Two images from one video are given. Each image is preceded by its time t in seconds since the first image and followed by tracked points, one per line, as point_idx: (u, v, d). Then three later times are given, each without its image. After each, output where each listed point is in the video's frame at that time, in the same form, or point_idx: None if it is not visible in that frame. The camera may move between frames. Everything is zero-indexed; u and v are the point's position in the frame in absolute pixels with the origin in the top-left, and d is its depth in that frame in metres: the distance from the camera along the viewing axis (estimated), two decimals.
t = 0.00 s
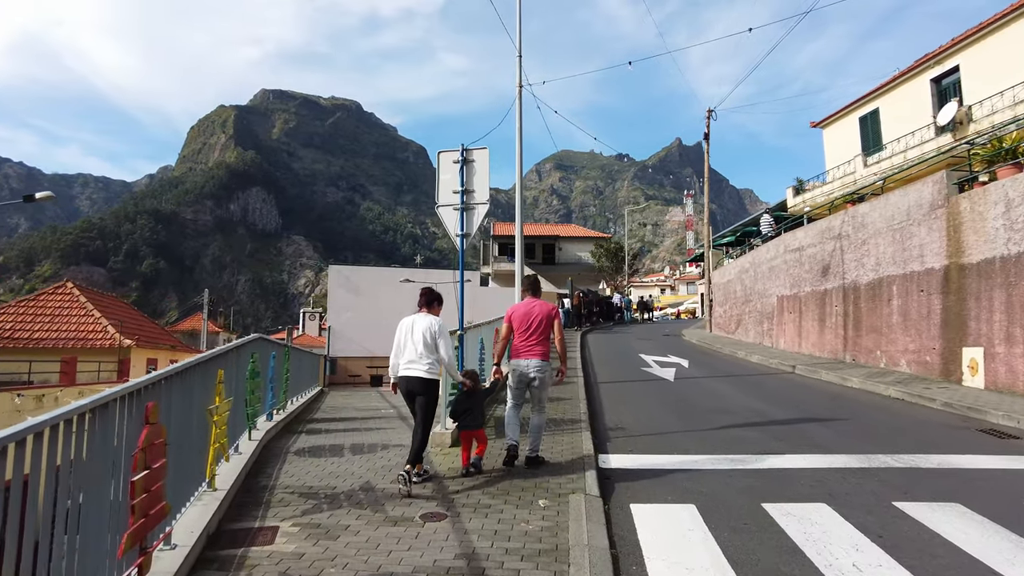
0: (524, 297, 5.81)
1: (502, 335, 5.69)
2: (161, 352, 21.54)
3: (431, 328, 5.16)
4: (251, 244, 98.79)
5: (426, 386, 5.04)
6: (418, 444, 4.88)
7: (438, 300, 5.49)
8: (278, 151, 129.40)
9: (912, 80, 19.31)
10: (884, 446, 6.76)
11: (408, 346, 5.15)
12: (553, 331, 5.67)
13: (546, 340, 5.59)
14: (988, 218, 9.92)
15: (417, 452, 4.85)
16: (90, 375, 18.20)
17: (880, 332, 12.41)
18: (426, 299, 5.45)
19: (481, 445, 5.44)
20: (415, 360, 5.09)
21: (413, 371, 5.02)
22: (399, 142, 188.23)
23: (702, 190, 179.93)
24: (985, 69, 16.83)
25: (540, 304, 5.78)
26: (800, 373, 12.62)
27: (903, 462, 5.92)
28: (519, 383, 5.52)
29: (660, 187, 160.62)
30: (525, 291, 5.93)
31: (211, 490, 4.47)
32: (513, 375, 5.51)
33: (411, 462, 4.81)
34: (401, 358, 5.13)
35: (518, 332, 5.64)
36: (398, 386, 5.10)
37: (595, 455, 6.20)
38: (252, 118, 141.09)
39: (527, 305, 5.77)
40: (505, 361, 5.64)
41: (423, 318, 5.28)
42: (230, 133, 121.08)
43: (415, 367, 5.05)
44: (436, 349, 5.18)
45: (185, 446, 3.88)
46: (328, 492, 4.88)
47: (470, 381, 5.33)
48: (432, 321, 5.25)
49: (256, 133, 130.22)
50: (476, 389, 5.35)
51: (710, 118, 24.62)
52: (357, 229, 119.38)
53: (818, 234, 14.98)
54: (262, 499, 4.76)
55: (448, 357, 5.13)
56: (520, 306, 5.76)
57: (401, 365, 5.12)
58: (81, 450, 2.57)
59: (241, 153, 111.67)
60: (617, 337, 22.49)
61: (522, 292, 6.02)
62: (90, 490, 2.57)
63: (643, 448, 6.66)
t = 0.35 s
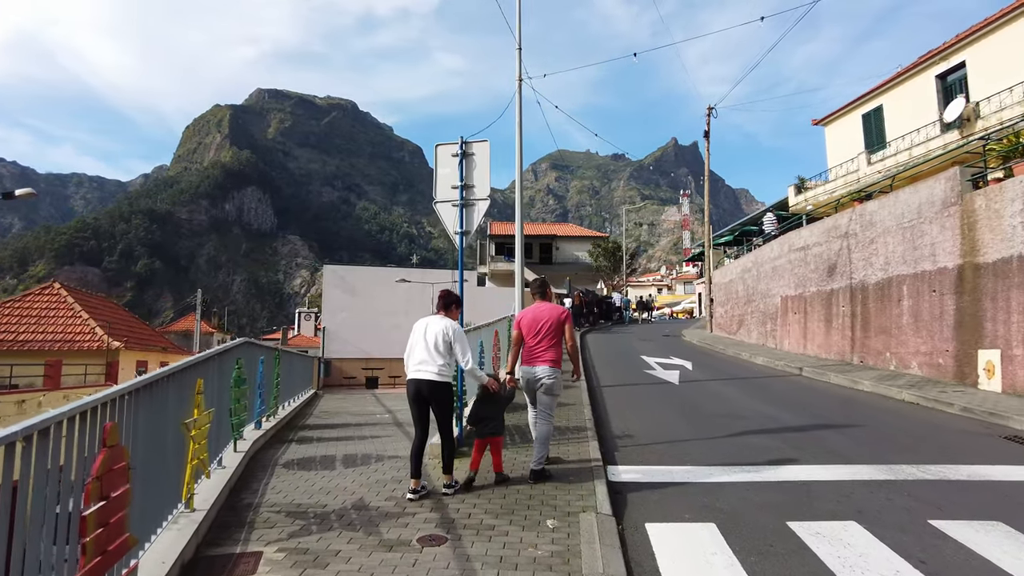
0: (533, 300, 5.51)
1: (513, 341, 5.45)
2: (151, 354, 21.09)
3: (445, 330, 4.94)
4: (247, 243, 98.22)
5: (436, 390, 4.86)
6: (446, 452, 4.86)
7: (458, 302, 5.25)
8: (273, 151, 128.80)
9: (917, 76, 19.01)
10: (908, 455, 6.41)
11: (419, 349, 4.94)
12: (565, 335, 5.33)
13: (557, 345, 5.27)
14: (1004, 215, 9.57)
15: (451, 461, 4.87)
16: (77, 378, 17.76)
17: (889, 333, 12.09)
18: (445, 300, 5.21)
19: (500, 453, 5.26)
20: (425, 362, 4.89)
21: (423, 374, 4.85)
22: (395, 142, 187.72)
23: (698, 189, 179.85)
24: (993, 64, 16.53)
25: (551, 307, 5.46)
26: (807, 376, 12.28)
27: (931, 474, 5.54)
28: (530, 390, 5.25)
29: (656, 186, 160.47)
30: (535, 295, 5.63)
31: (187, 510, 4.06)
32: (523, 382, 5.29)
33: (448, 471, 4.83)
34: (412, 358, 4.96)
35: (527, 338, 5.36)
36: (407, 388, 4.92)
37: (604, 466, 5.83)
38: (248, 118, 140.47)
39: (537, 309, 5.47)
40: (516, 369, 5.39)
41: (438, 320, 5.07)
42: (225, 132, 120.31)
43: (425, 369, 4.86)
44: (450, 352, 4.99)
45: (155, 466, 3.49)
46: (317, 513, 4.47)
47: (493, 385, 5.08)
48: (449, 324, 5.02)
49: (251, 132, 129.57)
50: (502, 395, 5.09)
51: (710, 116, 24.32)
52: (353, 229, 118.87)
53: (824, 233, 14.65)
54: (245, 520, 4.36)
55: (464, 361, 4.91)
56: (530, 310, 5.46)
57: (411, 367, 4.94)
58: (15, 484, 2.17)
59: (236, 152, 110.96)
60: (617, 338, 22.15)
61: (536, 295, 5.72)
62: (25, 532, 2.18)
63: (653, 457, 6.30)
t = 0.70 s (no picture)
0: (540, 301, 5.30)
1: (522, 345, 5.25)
2: (140, 356, 20.65)
3: (464, 336, 4.73)
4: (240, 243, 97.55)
5: (445, 395, 4.61)
6: (446, 464, 4.51)
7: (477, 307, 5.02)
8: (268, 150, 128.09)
9: (920, 72, 18.74)
10: (931, 463, 6.07)
11: (431, 351, 4.71)
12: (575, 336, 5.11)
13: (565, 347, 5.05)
14: (1019, 212, 9.27)
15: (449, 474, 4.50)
16: (61, 380, 17.29)
17: (897, 334, 11.78)
18: (463, 303, 5.00)
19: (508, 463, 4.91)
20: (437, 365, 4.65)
21: (433, 376, 4.61)
22: (390, 141, 187.09)
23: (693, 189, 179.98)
24: (998, 60, 16.26)
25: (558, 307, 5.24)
26: (813, 378, 11.96)
27: (961, 485, 5.19)
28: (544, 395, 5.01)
29: (650, 186, 160.44)
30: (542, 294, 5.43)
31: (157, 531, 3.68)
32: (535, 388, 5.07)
33: (446, 486, 4.47)
34: (422, 360, 4.73)
35: (536, 341, 5.16)
36: (415, 391, 4.69)
37: (613, 477, 5.50)
38: (242, 117, 139.67)
39: (545, 310, 5.26)
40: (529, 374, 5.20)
41: (456, 324, 4.85)
42: (219, 131, 119.49)
43: (436, 373, 4.62)
44: (465, 358, 4.77)
45: (114, 485, 3.10)
46: (304, 532, 4.09)
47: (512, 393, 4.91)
48: (467, 329, 4.81)
49: (245, 132, 128.84)
50: (516, 401, 4.92)
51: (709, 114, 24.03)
52: (348, 229, 118.25)
53: (828, 232, 14.34)
54: (224, 541, 3.96)
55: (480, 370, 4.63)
56: (537, 312, 5.26)
57: (421, 369, 4.71)
58: None
59: (230, 152, 110.21)
60: (615, 338, 21.83)
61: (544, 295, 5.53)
62: None
63: (663, 467, 5.98)
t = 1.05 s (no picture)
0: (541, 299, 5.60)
1: (524, 342, 5.49)
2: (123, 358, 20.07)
3: (463, 338, 4.50)
4: (231, 243, 96.71)
5: (448, 403, 4.36)
6: (441, 473, 4.22)
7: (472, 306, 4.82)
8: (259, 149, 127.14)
9: (918, 70, 18.55)
10: (949, 472, 5.77)
11: (432, 355, 4.47)
12: (575, 331, 5.47)
13: (569, 341, 5.38)
14: None
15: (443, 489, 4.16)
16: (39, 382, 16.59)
17: (900, 335, 11.50)
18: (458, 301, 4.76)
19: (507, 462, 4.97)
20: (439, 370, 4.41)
21: (435, 383, 4.37)
22: (382, 141, 186.34)
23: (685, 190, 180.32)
24: (998, 59, 16.06)
25: (559, 302, 5.61)
26: (815, 381, 11.67)
27: (985, 498, 4.88)
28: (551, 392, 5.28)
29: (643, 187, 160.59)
30: (542, 292, 5.75)
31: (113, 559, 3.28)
32: (541, 383, 5.31)
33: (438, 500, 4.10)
34: (422, 366, 4.47)
35: (540, 338, 5.43)
36: (415, 398, 4.45)
37: (616, 490, 5.17)
38: (233, 116, 138.60)
39: (545, 307, 5.61)
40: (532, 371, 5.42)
41: (456, 326, 4.61)
42: (210, 130, 118.39)
43: (439, 379, 4.39)
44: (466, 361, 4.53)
45: (46, 508, 2.71)
46: (280, 557, 3.68)
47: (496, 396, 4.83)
48: (467, 330, 4.59)
49: (237, 131, 127.84)
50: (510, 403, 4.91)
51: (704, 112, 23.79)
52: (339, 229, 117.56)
53: (828, 231, 14.07)
54: (191, 567, 3.56)
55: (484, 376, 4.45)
56: (538, 308, 5.59)
57: (420, 374, 4.47)
58: None
59: (221, 151, 109.22)
60: (610, 340, 21.50)
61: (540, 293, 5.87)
62: None
63: (668, 478, 5.68)
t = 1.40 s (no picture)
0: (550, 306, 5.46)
1: (528, 349, 5.30)
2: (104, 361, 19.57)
3: (457, 339, 4.42)
4: (221, 243, 95.82)
5: (447, 407, 4.23)
6: (439, 473, 4.12)
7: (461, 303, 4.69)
8: (249, 149, 126.17)
9: (914, 69, 18.35)
10: (964, 482, 5.47)
11: (427, 359, 4.33)
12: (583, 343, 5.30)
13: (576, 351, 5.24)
14: None
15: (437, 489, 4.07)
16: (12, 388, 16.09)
17: (900, 337, 11.24)
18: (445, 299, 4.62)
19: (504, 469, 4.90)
20: (435, 374, 4.28)
21: (433, 389, 4.24)
22: (373, 141, 185.55)
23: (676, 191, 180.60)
24: (995, 57, 15.87)
25: (565, 312, 5.49)
26: (814, 384, 11.40)
27: (1008, 514, 4.57)
28: (554, 400, 5.09)
29: (633, 187, 160.75)
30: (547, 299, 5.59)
31: None
32: (544, 393, 5.13)
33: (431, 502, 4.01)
34: (417, 373, 4.33)
35: (545, 345, 5.26)
36: (413, 405, 4.31)
37: (616, 508, 4.82)
38: (223, 115, 137.44)
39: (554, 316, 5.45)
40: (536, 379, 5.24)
41: (446, 326, 4.50)
42: (199, 130, 117.32)
43: (436, 383, 4.25)
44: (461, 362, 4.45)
45: None
46: None
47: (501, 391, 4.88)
48: (459, 329, 4.50)
49: (226, 130, 126.79)
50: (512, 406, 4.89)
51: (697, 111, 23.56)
52: (330, 229, 116.81)
53: (826, 231, 13.81)
54: None
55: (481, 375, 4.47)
56: (544, 316, 5.45)
57: (416, 379, 4.34)
58: None
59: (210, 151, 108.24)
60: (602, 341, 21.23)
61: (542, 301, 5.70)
62: None
63: (669, 492, 5.37)
